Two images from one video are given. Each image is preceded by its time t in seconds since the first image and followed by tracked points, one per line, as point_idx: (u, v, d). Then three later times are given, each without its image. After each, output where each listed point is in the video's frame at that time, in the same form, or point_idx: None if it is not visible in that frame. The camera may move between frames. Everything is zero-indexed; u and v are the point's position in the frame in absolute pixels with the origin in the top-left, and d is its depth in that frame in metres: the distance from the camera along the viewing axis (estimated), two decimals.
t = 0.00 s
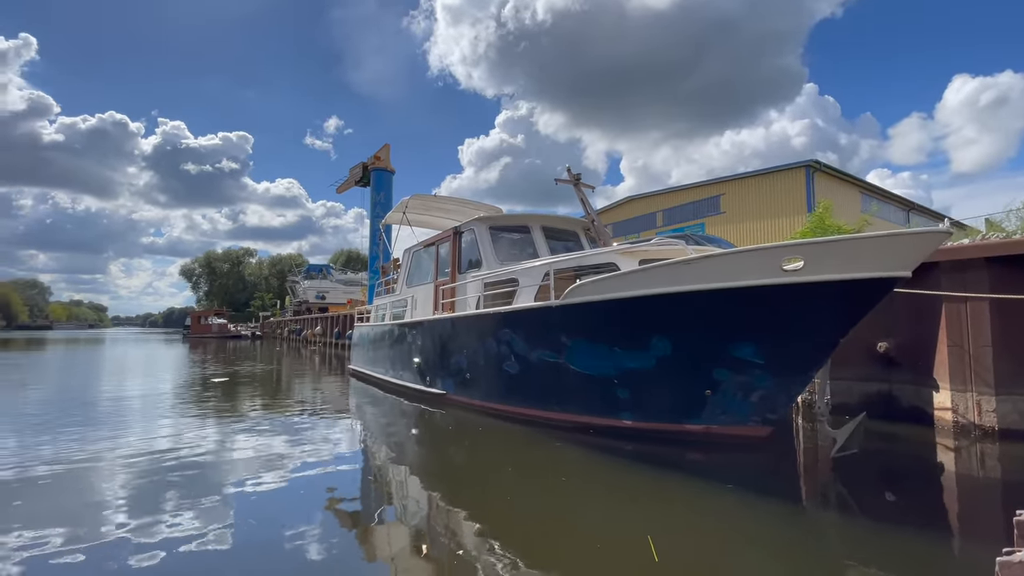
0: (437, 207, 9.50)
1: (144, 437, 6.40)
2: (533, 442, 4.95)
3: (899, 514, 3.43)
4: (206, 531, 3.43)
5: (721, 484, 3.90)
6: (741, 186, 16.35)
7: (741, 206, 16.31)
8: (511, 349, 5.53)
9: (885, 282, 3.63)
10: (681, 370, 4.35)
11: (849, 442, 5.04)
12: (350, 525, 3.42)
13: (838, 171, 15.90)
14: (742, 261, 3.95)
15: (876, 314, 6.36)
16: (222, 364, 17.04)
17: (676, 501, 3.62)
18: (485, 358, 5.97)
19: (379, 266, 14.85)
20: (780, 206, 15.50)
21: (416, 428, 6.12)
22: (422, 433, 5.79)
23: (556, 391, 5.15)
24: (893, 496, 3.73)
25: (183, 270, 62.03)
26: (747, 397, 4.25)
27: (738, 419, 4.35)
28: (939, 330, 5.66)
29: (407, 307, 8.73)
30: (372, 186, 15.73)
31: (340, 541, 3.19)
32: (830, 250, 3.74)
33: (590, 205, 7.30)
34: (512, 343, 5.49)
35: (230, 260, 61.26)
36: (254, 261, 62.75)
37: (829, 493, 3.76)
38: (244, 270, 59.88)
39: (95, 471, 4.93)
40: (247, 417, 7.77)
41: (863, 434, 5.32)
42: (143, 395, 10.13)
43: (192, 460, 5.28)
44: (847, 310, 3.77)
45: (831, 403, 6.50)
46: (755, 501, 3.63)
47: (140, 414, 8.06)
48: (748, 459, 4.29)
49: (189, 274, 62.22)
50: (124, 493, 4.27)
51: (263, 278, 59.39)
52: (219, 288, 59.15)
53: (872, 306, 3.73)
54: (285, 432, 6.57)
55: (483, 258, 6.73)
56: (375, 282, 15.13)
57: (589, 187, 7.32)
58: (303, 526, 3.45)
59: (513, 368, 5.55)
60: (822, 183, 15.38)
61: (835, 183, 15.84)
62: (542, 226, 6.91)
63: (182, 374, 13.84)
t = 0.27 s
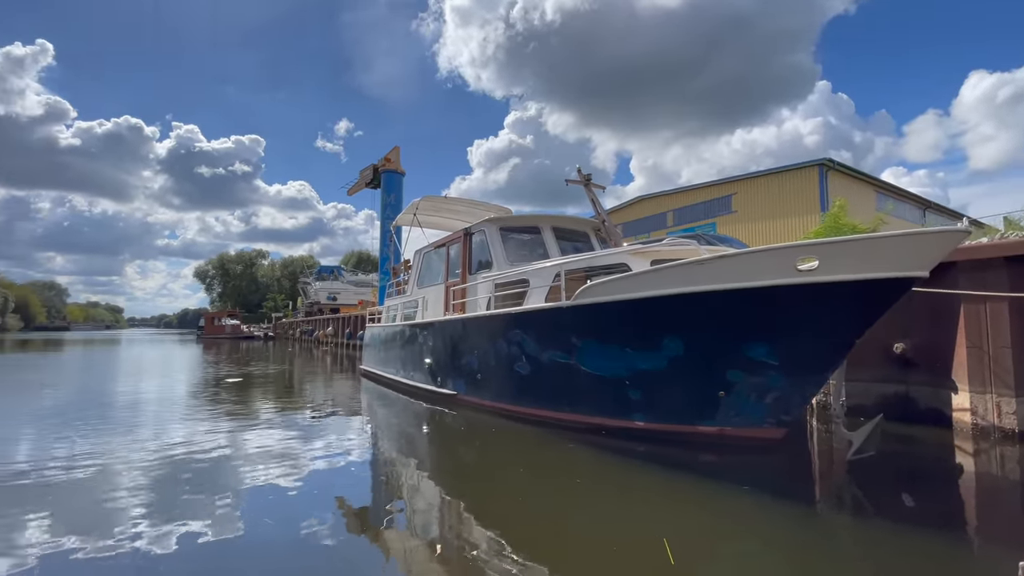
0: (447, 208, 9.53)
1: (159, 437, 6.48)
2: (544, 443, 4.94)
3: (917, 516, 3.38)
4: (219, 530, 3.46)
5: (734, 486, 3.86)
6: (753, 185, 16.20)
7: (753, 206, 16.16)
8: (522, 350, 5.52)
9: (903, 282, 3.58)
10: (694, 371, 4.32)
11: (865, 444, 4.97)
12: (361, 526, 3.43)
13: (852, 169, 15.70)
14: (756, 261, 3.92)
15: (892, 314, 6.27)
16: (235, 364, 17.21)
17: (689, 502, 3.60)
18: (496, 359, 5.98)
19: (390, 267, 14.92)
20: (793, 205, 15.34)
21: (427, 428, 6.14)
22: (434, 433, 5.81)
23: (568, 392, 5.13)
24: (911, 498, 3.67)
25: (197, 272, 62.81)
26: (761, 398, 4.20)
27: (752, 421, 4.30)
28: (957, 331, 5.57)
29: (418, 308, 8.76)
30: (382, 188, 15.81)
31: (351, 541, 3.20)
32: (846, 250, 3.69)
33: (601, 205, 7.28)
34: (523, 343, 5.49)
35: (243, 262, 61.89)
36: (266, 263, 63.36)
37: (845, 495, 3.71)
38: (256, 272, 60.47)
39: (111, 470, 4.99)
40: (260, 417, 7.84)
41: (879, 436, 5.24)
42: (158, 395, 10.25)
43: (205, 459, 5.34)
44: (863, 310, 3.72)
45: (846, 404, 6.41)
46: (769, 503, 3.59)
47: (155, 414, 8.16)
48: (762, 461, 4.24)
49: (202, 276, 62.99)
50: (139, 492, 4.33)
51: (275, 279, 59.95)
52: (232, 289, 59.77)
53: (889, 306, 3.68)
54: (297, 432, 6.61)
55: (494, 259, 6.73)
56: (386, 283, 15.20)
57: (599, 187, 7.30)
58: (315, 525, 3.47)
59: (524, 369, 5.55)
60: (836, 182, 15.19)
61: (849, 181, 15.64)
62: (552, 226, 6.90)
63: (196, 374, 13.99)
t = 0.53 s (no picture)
0: (459, 210, 9.56)
1: (177, 437, 6.59)
2: (557, 445, 4.91)
3: (938, 519, 3.31)
4: (233, 528, 3.50)
5: (749, 488, 3.82)
6: (767, 185, 16.04)
7: (768, 206, 16.00)
8: (535, 351, 5.52)
9: (923, 282, 3.51)
10: (709, 373, 4.28)
11: (885, 447, 4.88)
12: (374, 526, 3.46)
13: (870, 167, 15.46)
14: (771, 261, 3.88)
15: (912, 315, 6.17)
16: (251, 366, 17.43)
17: (703, 504, 3.57)
18: (509, 360, 5.98)
19: (403, 269, 15.01)
20: (808, 204, 15.15)
21: (440, 429, 6.16)
22: (447, 434, 5.82)
23: (581, 393, 5.11)
24: (932, 501, 3.60)
25: (214, 275, 63.81)
26: (778, 400, 4.14)
27: (768, 423, 4.24)
28: (980, 332, 5.45)
29: (430, 309, 8.80)
30: (395, 191, 15.90)
31: (364, 541, 3.22)
32: (864, 250, 3.63)
33: (613, 206, 7.26)
34: (536, 345, 5.48)
35: (258, 265, 62.65)
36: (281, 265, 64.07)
37: (863, 499, 3.66)
38: (271, 274, 61.16)
39: (130, 469, 5.09)
40: (275, 417, 7.92)
41: (899, 439, 5.15)
42: (176, 396, 10.42)
43: (222, 459, 5.42)
44: (881, 310, 3.65)
45: (865, 407, 6.30)
46: (786, 506, 3.54)
47: (172, 415, 8.29)
48: (779, 464, 4.18)
49: (218, 278, 63.97)
50: (157, 491, 4.40)
51: (290, 281, 60.61)
52: (247, 292, 60.56)
53: (908, 306, 3.61)
54: (311, 432, 6.67)
55: (506, 261, 6.74)
56: (399, 285, 15.30)
57: (612, 188, 7.27)
58: (329, 525, 3.50)
59: (537, 370, 5.54)
60: (852, 180, 14.97)
61: (867, 180, 15.40)
62: (565, 228, 6.89)
63: (213, 375, 14.20)
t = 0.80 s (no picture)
0: (473, 213, 9.59)
1: (196, 438, 6.69)
2: (572, 448, 4.89)
3: (964, 525, 3.23)
4: (250, 528, 3.55)
5: (768, 493, 3.77)
6: (784, 184, 15.85)
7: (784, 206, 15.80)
8: (549, 353, 5.51)
9: (946, 283, 3.43)
10: (726, 375, 4.23)
11: (907, 452, 4.78)
12: (389, 528, 3.48)
13: (889, 166, 15.19)
14: (789, 262, 3.84)
15: (935, 316, 6.04)
16: (268, 367, 17.66)
17: (720, 509, 3.53)
18: (523, 362, 5.97)
19: (416, 272, 15.09)
20: (826, 204, 14.93)
21: (455, 431, 6.17)
22: (461, 436, 5.84)
23: (596, 395, 5.09)
24: (958, 507, 3.51)
25: (231, 277, 64.80)
26: (797, 403, 4.07)
27: (788, 427, 4.16)
28: (1006, 334, 5.32)
29: (444, 311, 8.83)
30: (408, 194, 16.00)
31: (379, 542, 3.24)
32: (885, 251, 3.57)
33: (627, 207, 7.22)
34: (550, 347, 5.47)
35: (274, 267, 63.47)
36: (296, 268, 64.83)
37: (885, 503, 3.58)
38: (287, 276, 61.94)
39: (151, 469, 5.18)
40: (291, 418, 8.01)
41: (922, 443, 5.04)
42: (195, 397, 10.59)
43: (240, 459, 5.49)
44: (903, 311, 3.58)
45: (887, 410, 6.18)
46: (805, 510, 3.49)
47: (191, 416, 8.43)
48: (798, 468, 4.11)
49: (236, 281, 64.96)
50: (177, 491, 4.48)
51: (305, 284, 61.29)
52: (264, 294, 61.38)
53: (931, 308, 3.53)
54: (326, 434, 6.73)
55: (520, 263, 6.74)
56: (413, 287, 15.39)
57: (625, 189, 7.24)
58: (344, 526, 3.53)
59: (551, 372, 5.53)
60: (872, 179, 14.73)
61: (886, 178, 15.13)
62: (579, 229, 6.88)
63: (230, 377, 14.41)
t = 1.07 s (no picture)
0: (487, 215, 9.61)
1: (216, 438, 6.80)
2: (588, 450, 4.86)
3: (993, 531, 3.13)
4: (268, 527, 3.59)
5: (788, 497, 3.70)
6: (803, 183, 15.61)
7: (803, 205, 15.56)
8: (565, 355, 5.49)
9: (974, 283, 3.34)
10: (745, 377, 4.17)
11: (933, 457, 4.66)
12: (405, 527, 3.49)
13: (912, 163, 14.87)
14: (810, 263, 3.80)
15: (961, 318, 5.90)
16: (286, 368, 17.88)
17: (739, 513, 3.47)
18: (538, 364, 5.96)
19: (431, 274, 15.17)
20: (846, 203, 14.67)
21: (470, 432, 6.18)
22: (477, 438, 5.84)
23: (612, 398, 5.05)
24: (987, 513, 3.41)
25: (250, 280, 65.82)
26: (819, 406, 3.98)
27: (809, 430, 4.08)
28: None
29: (459, 313, 8.86)
30: (422, 196, 16.09)
31: (396, 542, 3.26)
32: (909, 251, 3.50)
33: (643, 208, 7.17)
34: (566, 349, 5.44)
35: (291, 270, 64.28)
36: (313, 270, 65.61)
37: (911, 509, 3.49)
38: (304, 279, 62.73)
39: (172, 469, 5.28)
40: (308, 419, 8.10)
41: (949, 447, 4.91)
42: (214, 398, 10.77)
43: (258, 459, 5.57)
44: (929, 312, 3.49)
45: (912, 413, 6.04)
46: (826, 515, 3.42)
47: (211, 416, 8.56)
48: (820, 473, 4.03)
49: (254, 284, 65.97)
50: (197, 490, 4.55)
51: (322, 286, 61.98)
52: (282, 297, 62.22)
53: (958, 309, 3.44)
54: (343, 434, 6.79)
55: (535, 264, 6.74)
56: (428, 289, 15.48)
57: (641, 190, 7.20)
58: (360, 525, 3.55)
59: (567, 374, 5.51)
60: (894, 177, 14.43)
61: (909, 176, 14.82)
62: (594, 231, 6.85)
63: (249, 378, 14.62)
